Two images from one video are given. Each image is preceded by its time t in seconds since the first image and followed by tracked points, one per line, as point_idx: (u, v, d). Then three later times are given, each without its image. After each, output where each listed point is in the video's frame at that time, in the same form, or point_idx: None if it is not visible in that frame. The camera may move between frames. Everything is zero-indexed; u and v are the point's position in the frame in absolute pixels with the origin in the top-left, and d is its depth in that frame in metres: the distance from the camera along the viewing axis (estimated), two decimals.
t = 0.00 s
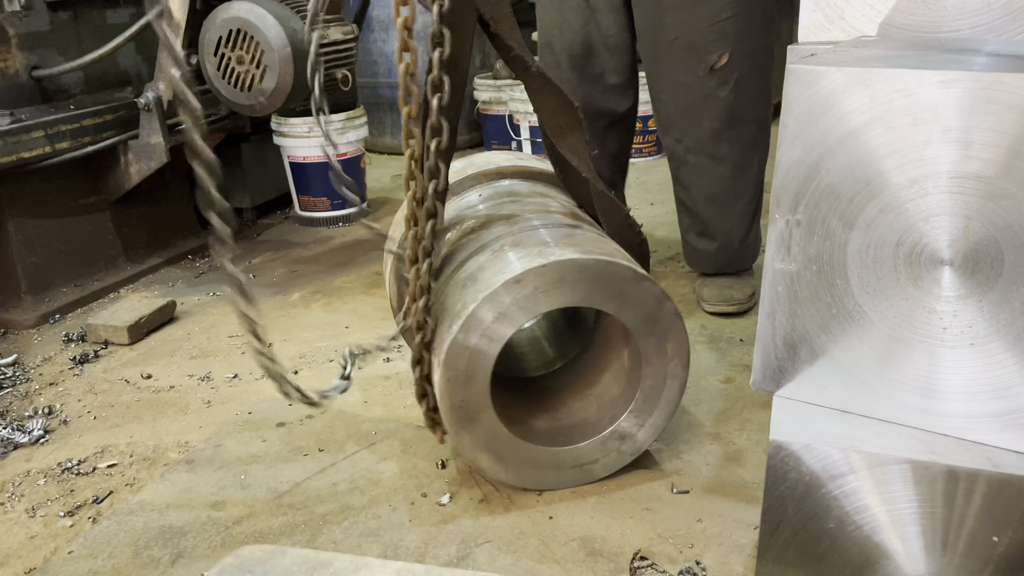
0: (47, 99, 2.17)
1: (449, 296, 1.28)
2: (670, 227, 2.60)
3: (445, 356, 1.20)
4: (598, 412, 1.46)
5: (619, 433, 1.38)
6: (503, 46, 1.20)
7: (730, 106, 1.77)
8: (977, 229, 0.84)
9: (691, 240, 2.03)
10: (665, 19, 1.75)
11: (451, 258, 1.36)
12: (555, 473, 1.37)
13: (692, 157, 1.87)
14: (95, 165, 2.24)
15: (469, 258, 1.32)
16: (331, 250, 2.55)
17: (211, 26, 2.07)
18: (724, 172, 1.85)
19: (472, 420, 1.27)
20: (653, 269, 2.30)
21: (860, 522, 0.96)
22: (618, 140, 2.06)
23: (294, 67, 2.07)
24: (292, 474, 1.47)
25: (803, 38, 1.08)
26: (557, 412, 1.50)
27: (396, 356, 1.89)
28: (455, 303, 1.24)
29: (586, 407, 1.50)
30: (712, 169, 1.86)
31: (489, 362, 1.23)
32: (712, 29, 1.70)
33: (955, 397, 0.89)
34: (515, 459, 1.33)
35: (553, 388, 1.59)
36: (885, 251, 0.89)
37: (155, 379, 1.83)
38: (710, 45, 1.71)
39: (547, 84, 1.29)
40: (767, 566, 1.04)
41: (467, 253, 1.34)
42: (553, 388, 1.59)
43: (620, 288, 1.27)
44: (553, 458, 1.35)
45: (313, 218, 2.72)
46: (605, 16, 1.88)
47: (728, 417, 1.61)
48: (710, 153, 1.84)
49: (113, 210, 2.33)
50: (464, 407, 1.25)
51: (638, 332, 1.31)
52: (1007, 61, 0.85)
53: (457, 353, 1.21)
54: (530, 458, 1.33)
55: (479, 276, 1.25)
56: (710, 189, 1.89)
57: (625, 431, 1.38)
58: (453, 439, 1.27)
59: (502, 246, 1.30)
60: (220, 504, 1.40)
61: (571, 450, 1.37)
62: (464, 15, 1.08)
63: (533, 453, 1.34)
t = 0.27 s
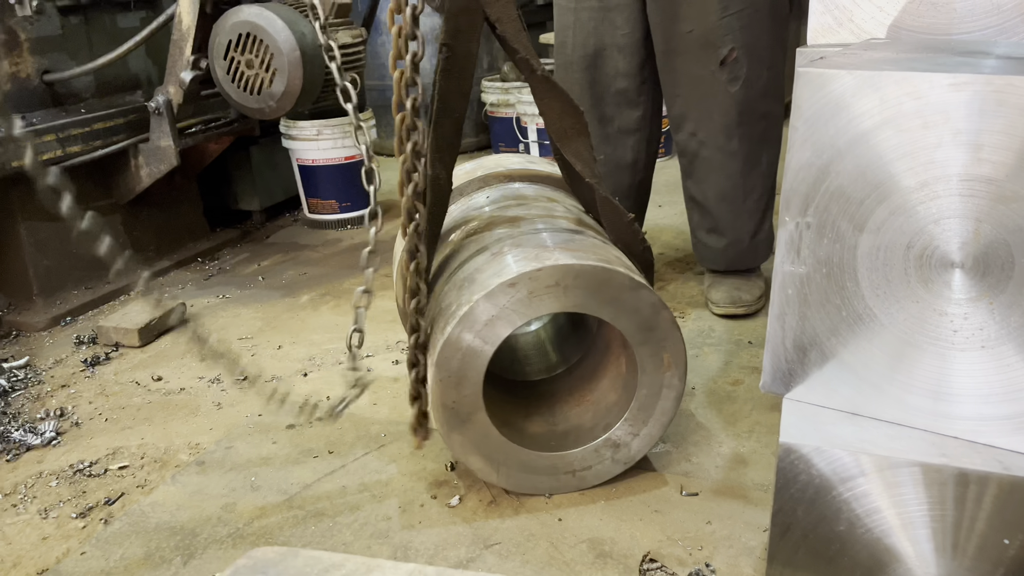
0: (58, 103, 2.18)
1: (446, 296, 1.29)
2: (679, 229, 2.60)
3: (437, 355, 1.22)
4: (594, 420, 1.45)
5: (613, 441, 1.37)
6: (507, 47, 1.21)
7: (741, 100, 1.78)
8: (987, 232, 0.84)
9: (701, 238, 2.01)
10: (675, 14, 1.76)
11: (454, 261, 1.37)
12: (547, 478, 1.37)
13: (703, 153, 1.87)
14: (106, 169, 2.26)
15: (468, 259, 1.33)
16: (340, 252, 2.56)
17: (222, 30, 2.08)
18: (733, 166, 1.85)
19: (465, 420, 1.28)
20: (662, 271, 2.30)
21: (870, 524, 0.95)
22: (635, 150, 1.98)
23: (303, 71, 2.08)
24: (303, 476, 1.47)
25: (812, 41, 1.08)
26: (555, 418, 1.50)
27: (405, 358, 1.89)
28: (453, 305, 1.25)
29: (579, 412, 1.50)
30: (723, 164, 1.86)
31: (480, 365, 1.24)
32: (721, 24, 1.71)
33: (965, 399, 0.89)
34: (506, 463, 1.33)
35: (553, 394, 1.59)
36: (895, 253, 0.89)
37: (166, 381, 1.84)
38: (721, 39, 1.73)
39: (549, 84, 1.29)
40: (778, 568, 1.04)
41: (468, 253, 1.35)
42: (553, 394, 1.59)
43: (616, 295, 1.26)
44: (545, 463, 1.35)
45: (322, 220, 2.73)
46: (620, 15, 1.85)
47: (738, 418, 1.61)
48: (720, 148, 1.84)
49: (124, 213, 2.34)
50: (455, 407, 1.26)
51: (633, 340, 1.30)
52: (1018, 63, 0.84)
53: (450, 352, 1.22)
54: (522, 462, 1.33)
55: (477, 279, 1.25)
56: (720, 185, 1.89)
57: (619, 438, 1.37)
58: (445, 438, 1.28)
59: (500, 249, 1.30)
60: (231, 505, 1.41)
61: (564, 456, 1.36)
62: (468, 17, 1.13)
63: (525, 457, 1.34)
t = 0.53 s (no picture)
0: (67, 106, 2.20)
1: (453, 302, 1.29)
2: (686, 231, 2.60)
3: (457, 358, 1.20)
4: (600, 419, 1.47)
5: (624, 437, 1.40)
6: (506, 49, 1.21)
7: (755, 97, 1.78)
8: (995, 237, 0.84)
9: (717, 240, 2.00)
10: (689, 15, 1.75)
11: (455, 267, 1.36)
12: (561, 481, 1.37)
13: (715, 153, 1.88)
14: (115, 171, 2.27)
15: (474, 263, 1.33)
16: (347, 254, 2.57)
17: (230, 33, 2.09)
18: (750, 163, 1.86)
19: (481, 426, 1.26)
20: (669, 273, 2.30)
21: (878, 529, 0.95)
22: (647, 151, 1.98)
23: (311, 74, 2.09)
24: (310, 478, 1.48)
25: (819, 45, 1.09)
26: (556, 421, 1.51)
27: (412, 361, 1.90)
28: (465, 310, 1.24)
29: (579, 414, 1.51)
30: (738, 163, 1.87)
31: (500, 364, 1.24)
32: (732, 23, 1.72)
33: (973, 404, 0.89)
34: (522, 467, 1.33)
35: (553, 398, 1.60)
36: (902, 259, 0.89)
37: (175, 383, 1.85)
38: (734, 37, 1.73)
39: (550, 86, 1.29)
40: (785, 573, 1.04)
41: (469, 257, 1.34)
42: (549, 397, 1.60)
43: (626, 292, 1.29)
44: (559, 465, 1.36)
45: (330, 223, 2.74)
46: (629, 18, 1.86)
47: (745, 422, 1.60)
48: (735, 147, 1.84)
49: (133, 215, 2.36)
50: (472, 412, 1.25)
51: (643, 337, 1.33)
52: None
53: (467, 357, 1.21)
54: (537, 465, 1.33)
55: (488, 282, 1.25)
56: (736, 184, 1.89)
57: (628, 435, 1.40)
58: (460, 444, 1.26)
59: (506, 251, 1.31)
60: (239, 508, 1.41)
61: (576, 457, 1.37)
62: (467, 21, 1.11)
63: (539, 460, 1.34)
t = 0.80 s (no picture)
0: (78, 106, 2.22)
1: (434, 312, 1.24)
2: (694, 231, 2.60)
3: (443, 373, 1.17)
4: (579, 427, 1.45)
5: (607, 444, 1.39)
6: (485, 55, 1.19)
7: (773, 93, 1.78)
8: (1003, 237, 0.84)
9: (739, 236, 2.01)
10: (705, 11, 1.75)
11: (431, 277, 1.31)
12: (546, 492, 1.35)
13: (737, 149, 1.88)
14: (125, 171, 2.28)
15: (453, 271, 1.29)
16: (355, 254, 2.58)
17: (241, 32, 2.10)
18: (770, 159, 1.86)
19: (467, 439, 1.23)
20: (677, 273, 2.30)
21: (885, 530, 0.95)
22: (662, 147, 1.99)
23: (319, 74, 2.09)
24: (318, 477, 1.49)
25: (829, 45, 1.09)
26: (534, 431, 1.49)
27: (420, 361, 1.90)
28: (449, 320, 1.20)
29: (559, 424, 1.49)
30: (762, 157, 1.86)
31: (485, 377, 1.21)
32: (749, 19, 1.71)
33: (981, 405, 0.89)
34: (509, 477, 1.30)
35: (529, 409, 1.58)
36: (910, 259, 0.89)
37: (184, 381, 1.86)
38: (751, 33, 1.72)
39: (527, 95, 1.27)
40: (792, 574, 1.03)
41: (445, 265, 1.31)
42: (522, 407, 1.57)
43: (612, 296, 1.29)
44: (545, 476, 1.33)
45: (338, 222, 2.75)
46: (641, 19, 1.85)
47: (752, 423, 1.60)
48: (756, 143, 1.85)
49: (143, 215, 2.37)
50: (458, 424, 1.21)
51: (626, 342, 1.33)
52: None
53: (456, 367, 1.18)
54: (524, 478, 1.31)
55: (473, 291, 1.22)
56: (758, 180, 1.89)
57: (612, 442, 1.39)
58: (446, 460, 1.22)
59: (485, 260, 1.28)
60: (247, 506, 1.42)
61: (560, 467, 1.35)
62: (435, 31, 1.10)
63: (526, 472, 1.32)
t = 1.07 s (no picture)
0: (99, 104, 2.24)
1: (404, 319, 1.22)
2: (709, 229, 2.60)
3: (399, 384, 1.14)
4: (555, 445, 1.41)
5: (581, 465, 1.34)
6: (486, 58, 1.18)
7: (786, 93, 1.78)
8: None
9: (752, 237, 2.01)
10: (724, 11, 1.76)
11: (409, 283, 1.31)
12: (511, 510, 1.31)
13: (751, 148, 1.88)
14: (145, 168, 2.30)
15: (428, 277, 1.28)
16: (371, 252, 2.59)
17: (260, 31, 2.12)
18: (782, 160, 1.86)
19: (426, 452, 1.20)
20: (693, 272, 2.30)
21: (909, 528, 0.96)
22: (679, 145, 1.99)
23: (338, 72, 2.11)
24: (338, 472, 1.50)
25: (851, 44, 1.11)
26: (510, 445, 1.45)
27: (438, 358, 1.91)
28: (414, 329, 1.18)
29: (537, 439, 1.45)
30: (774, 157, 1.86)
31: (445, 392, 1.17)
32: (767, 18, 1.70)
33: (1007, 404, 0.89)
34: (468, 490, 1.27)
35: (509, 422, 1.54)
36: (937, 258, 0.89)
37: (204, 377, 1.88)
38: (768, 33, 1.71)
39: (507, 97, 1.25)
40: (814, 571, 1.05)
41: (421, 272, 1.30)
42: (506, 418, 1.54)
43: (585, 313, 1.24)
44: (511, 493, 1.29)
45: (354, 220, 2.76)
46: (659, 19, 1.86)
47: (770, 421, 1.60)
48: (769, 143, 1.85)
49: (162, 212, 2.39)
50: (417, 438, 1.19)
51: (602, 360, 1.28)
52: None
53: (412, 382, 1.15)
54: (489, 495, 1.27)
55: (441, 300, 1.19)
56: (771, 180, 1.89)
57: (584, 463, 1.34)
58: (404, 472, 1.20)
59: (460, 267, 1.26)
60: (269, 500, 1.44)
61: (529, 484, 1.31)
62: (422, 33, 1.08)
63: (492, 489, 1.28)
